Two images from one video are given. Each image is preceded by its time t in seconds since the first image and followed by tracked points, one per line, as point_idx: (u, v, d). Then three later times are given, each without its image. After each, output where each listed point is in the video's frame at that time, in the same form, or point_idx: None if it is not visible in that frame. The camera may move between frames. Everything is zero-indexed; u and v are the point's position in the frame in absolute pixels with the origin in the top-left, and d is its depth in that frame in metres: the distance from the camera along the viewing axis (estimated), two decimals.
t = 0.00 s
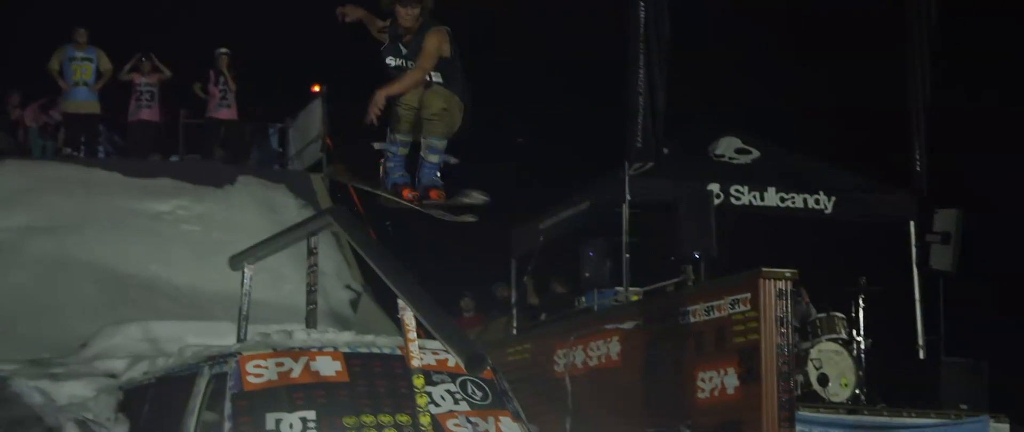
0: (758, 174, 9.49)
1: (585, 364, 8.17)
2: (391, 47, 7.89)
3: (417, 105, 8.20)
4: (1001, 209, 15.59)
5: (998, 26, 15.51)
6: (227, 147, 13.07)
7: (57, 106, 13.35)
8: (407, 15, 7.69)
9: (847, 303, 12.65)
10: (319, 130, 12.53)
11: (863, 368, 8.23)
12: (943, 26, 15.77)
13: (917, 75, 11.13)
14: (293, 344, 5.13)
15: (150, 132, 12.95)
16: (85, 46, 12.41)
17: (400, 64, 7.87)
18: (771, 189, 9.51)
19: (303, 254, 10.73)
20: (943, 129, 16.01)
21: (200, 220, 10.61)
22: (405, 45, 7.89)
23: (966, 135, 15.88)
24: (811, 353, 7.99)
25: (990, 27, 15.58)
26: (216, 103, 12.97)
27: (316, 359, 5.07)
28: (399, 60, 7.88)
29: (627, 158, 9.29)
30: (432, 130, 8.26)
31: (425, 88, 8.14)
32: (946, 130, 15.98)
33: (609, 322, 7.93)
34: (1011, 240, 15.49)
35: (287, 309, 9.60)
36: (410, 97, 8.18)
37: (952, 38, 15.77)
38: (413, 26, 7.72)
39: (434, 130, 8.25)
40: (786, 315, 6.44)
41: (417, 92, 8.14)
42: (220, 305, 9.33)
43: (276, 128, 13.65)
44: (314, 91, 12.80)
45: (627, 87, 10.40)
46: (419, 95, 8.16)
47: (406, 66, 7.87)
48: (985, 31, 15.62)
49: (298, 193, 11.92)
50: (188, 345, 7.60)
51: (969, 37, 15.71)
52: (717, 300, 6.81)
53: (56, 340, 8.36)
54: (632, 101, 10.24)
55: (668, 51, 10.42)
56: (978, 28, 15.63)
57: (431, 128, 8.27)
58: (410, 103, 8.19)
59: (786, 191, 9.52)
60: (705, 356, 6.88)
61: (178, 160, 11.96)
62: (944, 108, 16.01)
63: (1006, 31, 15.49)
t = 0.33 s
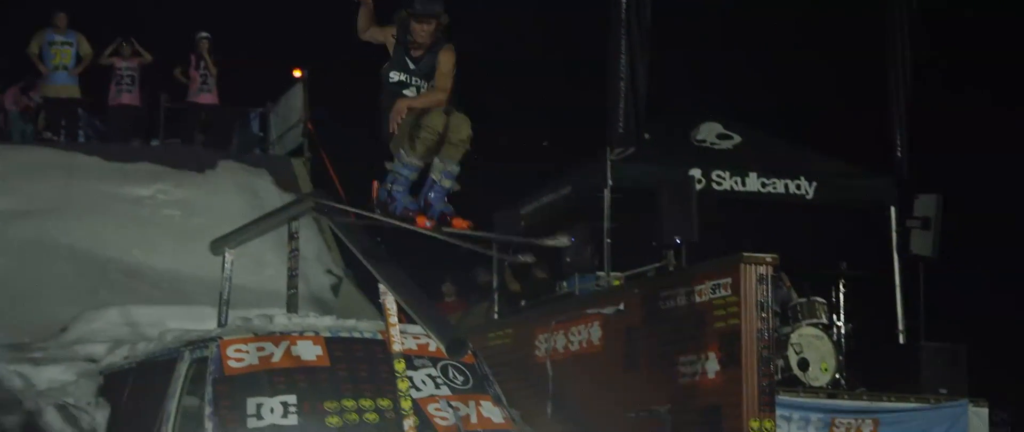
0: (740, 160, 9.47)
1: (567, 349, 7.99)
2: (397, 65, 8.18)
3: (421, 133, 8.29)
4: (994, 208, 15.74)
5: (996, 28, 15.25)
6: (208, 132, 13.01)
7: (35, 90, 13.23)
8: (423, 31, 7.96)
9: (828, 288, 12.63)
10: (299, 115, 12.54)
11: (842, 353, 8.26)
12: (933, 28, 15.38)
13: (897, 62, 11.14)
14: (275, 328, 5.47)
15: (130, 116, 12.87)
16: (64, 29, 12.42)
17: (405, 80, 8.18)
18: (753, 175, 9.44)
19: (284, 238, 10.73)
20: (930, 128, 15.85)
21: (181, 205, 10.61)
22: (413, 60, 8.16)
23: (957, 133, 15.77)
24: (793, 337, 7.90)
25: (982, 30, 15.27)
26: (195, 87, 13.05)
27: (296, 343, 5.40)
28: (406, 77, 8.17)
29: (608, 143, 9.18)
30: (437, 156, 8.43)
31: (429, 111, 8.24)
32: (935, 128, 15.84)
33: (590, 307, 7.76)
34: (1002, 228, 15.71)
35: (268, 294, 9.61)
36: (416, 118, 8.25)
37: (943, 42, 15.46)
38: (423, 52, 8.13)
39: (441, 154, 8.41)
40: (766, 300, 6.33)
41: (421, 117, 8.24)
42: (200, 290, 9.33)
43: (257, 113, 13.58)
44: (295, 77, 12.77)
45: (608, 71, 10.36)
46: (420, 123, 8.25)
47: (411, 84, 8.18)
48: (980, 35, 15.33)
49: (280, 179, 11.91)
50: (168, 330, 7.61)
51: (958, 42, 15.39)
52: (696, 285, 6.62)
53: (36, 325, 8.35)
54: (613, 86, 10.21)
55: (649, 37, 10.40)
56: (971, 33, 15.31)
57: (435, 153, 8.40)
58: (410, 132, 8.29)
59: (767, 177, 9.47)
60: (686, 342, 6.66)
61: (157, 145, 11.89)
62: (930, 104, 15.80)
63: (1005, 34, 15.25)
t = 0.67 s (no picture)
0: (721, 143, 9.48)
1: (549, 333, 7.71)
2: (402, 84, 7.25)
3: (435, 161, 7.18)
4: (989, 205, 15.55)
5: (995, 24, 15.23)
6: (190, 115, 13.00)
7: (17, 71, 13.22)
8: (440, 57, 7.07)
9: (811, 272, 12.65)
10: (281, 97, 12.50)
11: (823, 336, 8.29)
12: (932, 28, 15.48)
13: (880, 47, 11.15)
14: (256, 311, 5.50)
15: (112, 98, 12.86)
16: (45, 11, 12.26)
17: (414, 103, 7.27)
18: (734, 158, 9.47)
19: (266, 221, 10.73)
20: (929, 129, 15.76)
21: (163, 187, 10.66)
22: (426, 84, 7.27)
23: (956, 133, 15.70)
24: (773, 320, 7.96)
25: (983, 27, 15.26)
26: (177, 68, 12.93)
27: (278, 326, 5.41)
28: (416, 101, 7.27)
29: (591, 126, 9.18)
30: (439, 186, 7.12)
31: (453, 144, 7.18)
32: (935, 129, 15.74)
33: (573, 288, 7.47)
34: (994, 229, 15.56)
35: (250, 277, 9.64)
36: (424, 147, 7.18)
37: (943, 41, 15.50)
38: (439, 76, 7.28)
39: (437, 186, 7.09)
40: (749, 284, 6.03)
41: (428, 145, 7.17)
42: (182, 272, 9.39)
43: (240, 95, 13.56)
44: (277, 59, 12.74)
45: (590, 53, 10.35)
46: (431, 150, 7.16)
47: (420, 108, 7.29)
48: (981, 34, 15.32)
49: (261, 163, 11.92)
50: (150, 313, 7.68)
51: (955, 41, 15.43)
52: (679, 268, 6.33)
53: (17, 307, 8.41)
54: (596, 67, 10.20)
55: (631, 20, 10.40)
56: (973, 31, 15.31)
57: (438, 182, 7.11)
58: (422, 159, 7.20)
59: (749, 161, 9.47)
60: (666, 324, 6.42)
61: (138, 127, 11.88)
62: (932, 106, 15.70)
63: (1006, 34, 15.24)
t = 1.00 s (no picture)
0: (703, 126, 9.46)
1: (531, 316, 7.70)
2: (418, 121, 5.54)
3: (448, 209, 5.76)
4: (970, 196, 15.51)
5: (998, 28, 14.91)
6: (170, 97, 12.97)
7: None
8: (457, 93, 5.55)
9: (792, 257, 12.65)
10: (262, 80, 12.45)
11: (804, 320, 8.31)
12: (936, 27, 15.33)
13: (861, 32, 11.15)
14: (236, 295, 5.52)
15: (92, 81, 12.83)
16: None
17: (430, 142, 5.63)
18: (716, 142, 9.42)
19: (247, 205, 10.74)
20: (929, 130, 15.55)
21: (144, 171, 10.68)
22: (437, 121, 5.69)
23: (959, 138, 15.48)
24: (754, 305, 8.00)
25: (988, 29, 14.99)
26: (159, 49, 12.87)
27: (259, 310, 5.41)
28: (431, 138, 5.62)
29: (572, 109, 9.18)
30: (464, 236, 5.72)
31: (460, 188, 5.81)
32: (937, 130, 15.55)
33: (555, 271, 7.46)
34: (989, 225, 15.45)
35: (232, 259, 9.67)
36: (434, 189, 5.73)
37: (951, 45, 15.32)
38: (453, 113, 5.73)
39: (463, 233, 5.69)
40: (731, 266, 6.02)
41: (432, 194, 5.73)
42: (165, 256, 9.46)
43: (221, 78, 13.50)
44: (257, 41, 12.68)
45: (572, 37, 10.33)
46: (439, 199, 5.74)
47: (434, 147, 5.67)
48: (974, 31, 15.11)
49: (242, 146, 11.88)
50: (130, 296, 7.72)
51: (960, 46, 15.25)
52: (661, 251, 6.33)
53: None
54: (578, 49, 10.17)
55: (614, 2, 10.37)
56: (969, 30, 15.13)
57: (461, 228, 5.72)
58: (428, 199, 5.73)
59: (730, 144, 9.43)
60: (647, 308, 6.43)
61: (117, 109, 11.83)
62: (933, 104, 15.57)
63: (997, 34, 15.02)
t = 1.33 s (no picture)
0: (685, 109, 9.46)
1: (513, 298, 7.71)
2: (447, 168, 4.57)
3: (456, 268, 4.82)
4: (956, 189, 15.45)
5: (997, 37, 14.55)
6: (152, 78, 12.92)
7: None
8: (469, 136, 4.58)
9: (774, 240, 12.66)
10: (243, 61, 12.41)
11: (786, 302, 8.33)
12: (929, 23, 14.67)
13: (843, 15, 11.14)
14: (219, 277, 5.55)
15: (73, 62, 12.78)
16: None
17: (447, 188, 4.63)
18: (699, 124, 9.44)
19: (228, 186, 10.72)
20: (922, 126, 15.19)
21: (125, 154, 10.69)
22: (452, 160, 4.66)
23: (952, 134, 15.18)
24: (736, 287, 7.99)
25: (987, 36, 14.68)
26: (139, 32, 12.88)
27: (241, 291, 5.45)
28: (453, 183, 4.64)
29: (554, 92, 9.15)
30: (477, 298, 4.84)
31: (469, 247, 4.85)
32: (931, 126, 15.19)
33: (536, 254, 7.46)
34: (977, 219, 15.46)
35: (214, 241, 9.68)
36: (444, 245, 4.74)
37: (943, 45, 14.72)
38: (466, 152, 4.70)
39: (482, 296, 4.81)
40: (713, 249, 6.01)
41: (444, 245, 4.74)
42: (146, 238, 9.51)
43: (202, 59, 13.44)
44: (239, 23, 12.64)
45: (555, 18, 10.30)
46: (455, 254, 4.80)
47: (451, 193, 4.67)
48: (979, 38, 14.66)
49: (223, 128, 11.86)
50: (111, 279, 7.75)
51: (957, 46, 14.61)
52: (643, 233, 6.33)
53: None
54: (561, 31, 10.15)
55: None
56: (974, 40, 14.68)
57: (477, 290, 4.83)
58: (435, 255, 4.73)
59: (713, 126, 9.49)
60: (629, 290, 6.44)
61: (99, 90, 11.78)
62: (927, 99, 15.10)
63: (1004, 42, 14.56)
